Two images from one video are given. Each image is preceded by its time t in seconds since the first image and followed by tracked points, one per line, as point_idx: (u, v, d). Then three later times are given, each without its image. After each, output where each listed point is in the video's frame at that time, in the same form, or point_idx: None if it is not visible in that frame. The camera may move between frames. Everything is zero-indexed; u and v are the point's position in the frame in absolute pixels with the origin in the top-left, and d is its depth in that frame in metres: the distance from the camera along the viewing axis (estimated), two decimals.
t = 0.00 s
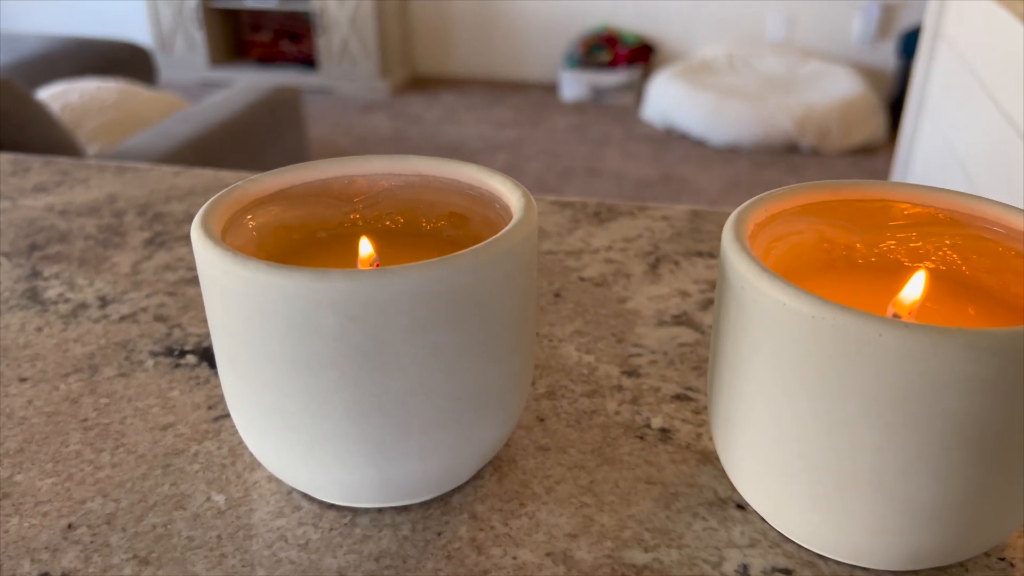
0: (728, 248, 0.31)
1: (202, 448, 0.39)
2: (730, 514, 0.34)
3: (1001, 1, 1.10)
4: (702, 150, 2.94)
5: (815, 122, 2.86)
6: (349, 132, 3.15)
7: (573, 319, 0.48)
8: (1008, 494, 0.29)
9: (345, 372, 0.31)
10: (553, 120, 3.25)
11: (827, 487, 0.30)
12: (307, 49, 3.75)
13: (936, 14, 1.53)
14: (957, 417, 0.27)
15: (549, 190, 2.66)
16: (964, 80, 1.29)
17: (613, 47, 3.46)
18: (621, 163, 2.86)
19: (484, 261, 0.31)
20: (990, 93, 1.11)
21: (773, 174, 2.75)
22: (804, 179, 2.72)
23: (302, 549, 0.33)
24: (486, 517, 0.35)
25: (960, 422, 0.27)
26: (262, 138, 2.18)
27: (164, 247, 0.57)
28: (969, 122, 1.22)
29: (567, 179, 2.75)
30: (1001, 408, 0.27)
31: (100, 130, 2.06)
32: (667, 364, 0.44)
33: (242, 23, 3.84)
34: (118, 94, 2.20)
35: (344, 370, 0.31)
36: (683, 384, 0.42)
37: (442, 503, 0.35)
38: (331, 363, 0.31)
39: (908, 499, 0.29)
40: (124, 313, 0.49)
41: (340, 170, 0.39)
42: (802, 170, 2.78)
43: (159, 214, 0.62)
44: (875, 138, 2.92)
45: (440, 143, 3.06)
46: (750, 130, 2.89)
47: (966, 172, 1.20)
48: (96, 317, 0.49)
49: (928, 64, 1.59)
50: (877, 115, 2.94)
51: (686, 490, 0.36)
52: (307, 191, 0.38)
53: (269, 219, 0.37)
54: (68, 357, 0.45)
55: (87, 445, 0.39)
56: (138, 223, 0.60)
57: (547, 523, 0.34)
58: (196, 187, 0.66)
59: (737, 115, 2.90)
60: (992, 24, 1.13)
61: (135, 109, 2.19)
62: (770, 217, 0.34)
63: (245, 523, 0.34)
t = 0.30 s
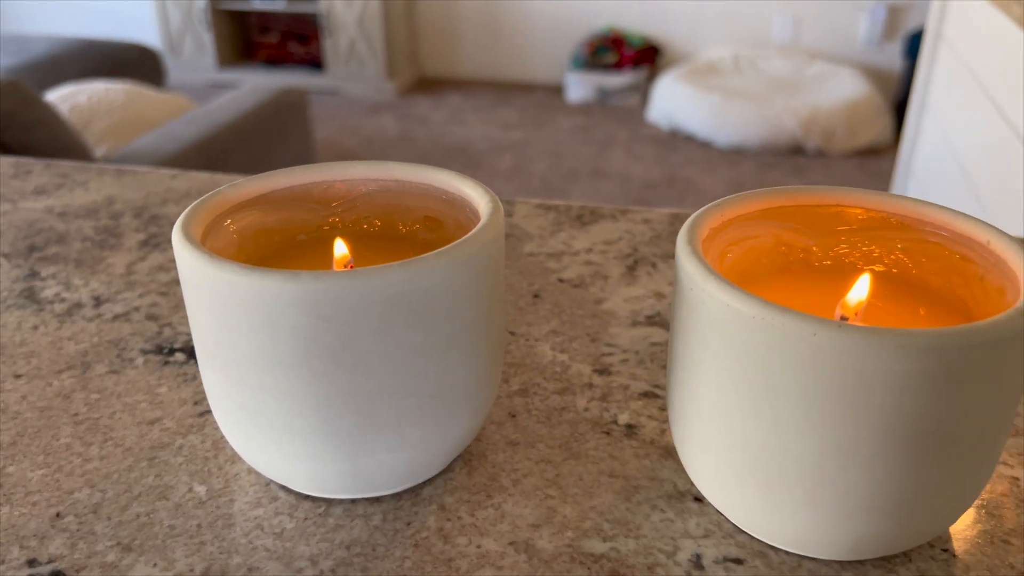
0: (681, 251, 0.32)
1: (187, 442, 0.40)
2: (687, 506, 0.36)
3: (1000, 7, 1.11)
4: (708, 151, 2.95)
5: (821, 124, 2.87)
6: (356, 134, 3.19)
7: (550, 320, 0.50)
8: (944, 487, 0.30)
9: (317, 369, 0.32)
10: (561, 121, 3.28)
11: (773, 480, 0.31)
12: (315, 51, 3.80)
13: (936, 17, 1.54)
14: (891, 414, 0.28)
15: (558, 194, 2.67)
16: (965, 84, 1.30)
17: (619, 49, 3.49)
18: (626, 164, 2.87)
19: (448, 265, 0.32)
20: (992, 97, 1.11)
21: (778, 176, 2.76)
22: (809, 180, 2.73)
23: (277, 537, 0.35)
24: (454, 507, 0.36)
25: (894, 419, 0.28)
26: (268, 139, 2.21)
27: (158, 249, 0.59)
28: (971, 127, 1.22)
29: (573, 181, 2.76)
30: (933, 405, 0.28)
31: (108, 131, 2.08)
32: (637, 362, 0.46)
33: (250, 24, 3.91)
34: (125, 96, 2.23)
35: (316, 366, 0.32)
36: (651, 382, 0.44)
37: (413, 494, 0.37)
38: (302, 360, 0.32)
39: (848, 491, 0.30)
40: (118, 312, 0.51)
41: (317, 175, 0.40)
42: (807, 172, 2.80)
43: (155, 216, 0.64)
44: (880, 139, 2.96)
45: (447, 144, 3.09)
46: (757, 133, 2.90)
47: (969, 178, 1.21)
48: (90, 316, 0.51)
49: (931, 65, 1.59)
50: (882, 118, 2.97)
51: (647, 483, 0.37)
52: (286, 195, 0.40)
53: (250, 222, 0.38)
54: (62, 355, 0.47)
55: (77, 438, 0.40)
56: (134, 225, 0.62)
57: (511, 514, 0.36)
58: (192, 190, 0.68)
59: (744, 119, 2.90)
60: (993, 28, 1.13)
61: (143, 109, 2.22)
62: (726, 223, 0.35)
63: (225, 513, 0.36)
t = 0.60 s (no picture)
0: (641, 259, 0.34)
1: (173, 440, 0.42)
2: (652, 504, 0.37)
3: (1000, 8, 1.13)
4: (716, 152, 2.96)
5: (828, 125, 2.87)
6: (364, 134, 3.21)
7: (531, 322, 0.51)
8: (890, 487, 0.31)
9: (292, 370, 0.34)
10: (568, 122, 3.30)
11: (728, 479, 0.32)
12: (324, 52, 3.84)
13: (940, 20, 1.55)
14: (834, 416, 0.29)
15: (564, 195, 2.68)
16: (967, 85, 1.31)
17: (627, 50, 3.47)
18: (633, 165, 2.88)
19: (417, 272, 0.34)
20: (993, 99, 1.12)
21: (785, 177, 2.77)
22: (816, 181, 2.73)
23: (256, 531, 0.36)
24: (426, 504, 0.38)
25: (838, 420, 0.29)
26: (276, 140, 2.23)
27: (152, 252, 0.60)
28: (973, 129, 1.23)
29: (579, 182, 2.77)
30: (874, 407, 0.29)
31: (117, 132, 2.11)
32: (612, 365, 0.47)
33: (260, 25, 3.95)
34: (135, 97, 2.26)
35: (290, 368, 0.34)
36: (625, 384, 0.45)
37: (388, 492, 0.38)
38: (277, 361, 0.34)
39: (798, 490, 0.31)
40: (112, 314, 0.53)
41: (300, 183, 0.41)
42: (815, 173, 2.80)
43: (152, 220, 0.65)
44: (888, 140, 2.97)
45: (454, 145, 3.10)
46: (764, 134, 2.90)
47: (972, 180, 1.21)
48: (86, 317, 0.52)
49: (935, 66, 1.58)
50: (890, 119, 2.97)
51: (615, 482, 0.38)
52: (269, 203, 0.41)
53: (232, 229, 0.40)
54: (58, 355, 0.48)
55: (68, 436, 0.42)
56: (132, 228, 0.64)
57: (481, 511, 0.37)
58: (189, 194, 0.70)
59: (751, 120, 2.90)
60: (994, 31, 1.14)
61: (152, 110, 2.24)
62: (689, 231, 0.36)
63: (207, 507, 0.38)
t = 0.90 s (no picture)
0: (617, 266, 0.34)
1: (164, 441, 0.43)
2: (629, 506, 0.38)
3: (1005, 11, 1.13)
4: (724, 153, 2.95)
5: (837, 126, 2.87)
6: (373, 135, 3.22)
7: (519, 326, 0.52)
8: (857, 490, 0.32)
9: (275, 373, 0.35)
10: (577, 123, 3.30)
11: (699, 483, 0.33)
12: (334, 53, 3.86)
13: (948, 22, 1.55)
14: (800, 421, 0.30)
15: (572, 196, 2.68)
16: (973, 88, 1.31)
17: (636, 51, 3.48)
18: (641, 166, 2.88)
19: (398, 278, 0.34)
20: (999, 101, 1.12)
21: (793, 178, 2.76)
22: (825, 183, 2.73)
23: (242, 530, 0.37)
24: (409, 504, 0.38)
25: (805, 425, 0.30)
26: (285, 141, 2.25)
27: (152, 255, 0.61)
28: (979, 131, 1.23)
29: (587, 183, 2.78)
30: (839, 413, 0.30)
31: (128, 132, 2.13)
32: (597, 369, 0.48)
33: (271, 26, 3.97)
34: (145, 98, 2.28)
35: (274, 371, 0.35)
36: (608, 388, 0.46)
37: (372, 493, 0.39)
38: (261, 365, 0.34)
39: (768, 493, 0.32)
40: (109, 316, 0.54)
41: (289, 189, 0.42)
42: (824, 174, 2.79)
43: (152, 223, 0.66)
44: (898, 141, 2.96)
45: (463, 146, 3.12)
46: (773, 135, 2.90)
47: (978, 182, 1.21)
48: (84, 319, 0.53)
49: (943, 68, 1.58)
50: (899, 120, 2.96)
51: (594, 484, 0.39)
52: (258, 210, 0.42)
53: (221, 235, 0.41)
54: (55, 356, 0.50)
55: (63, 436, 0.43)
56: (132, 232, 0.65)
57: (462, 512, 0.38)
58: (189, 197, 0.71)
59: (760, 122, 2.90)
60: (999, 34, 1.14)
61: (162, 110, 2.26)
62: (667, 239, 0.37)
63: (195, 507, 0.39)
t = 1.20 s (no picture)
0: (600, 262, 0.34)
1: (154, 435, 0.43)
2: (615, 503, 0.38)
3: (1014, 11, 1.12)
4: (733, 153, 2.94)
5: (848, 127, 2.85)
6: (383, 135, 3.23)
7: (512, 324, 0.52)
8: (840, 489, 0.32)
9: (257, 368, 0.35)
10: (586, 124, 3.30)
11: (681, 481, 0.33)
12: (344, 52, 3.87)
13: (958, 22, 1.54)
14: (781, 419, 0.30)
15: (580, 196, 2.68)
16: (983, 88, 1.30)
17: (646, 51, 3.47)
18: (650, 166, 2.87)
19: (380, 273, 0.34)
20: (1008, 101, 1.11)
21: (803, 179, 2.75)
22: (835, 183, 2.72)
23: (227, 525, 0.37)
24: (394, 501, 0.38)
25: (785, 422, 0.30)
26: (294, 140, 2.25)
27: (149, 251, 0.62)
28: (989, 131, 1.22)
29: (596, 183, 2.78)
30: (819, 411, 0.30)
31: (139, 131, 2.14)
32: (587, 366, 0.48)
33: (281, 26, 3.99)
34: (156, 97, 2.29)
35: (256, 366, 0.35)
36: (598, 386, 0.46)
37: (357, 489, 0.39)
38: (244, 360, 0.34)
39: (751, 492, 0.32)
40: (104, 312, 0.54)
41: (278, 186, 0.42)
42: (833, 175, 2.78)
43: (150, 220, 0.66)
44: (908, 142, 2.94)
45: (472, 146, 3.12)
46: (783, 136, 2.89)
47: (987, 182, 1.20)
48: (80, 315, 0.54)
49: (953, 68, 1.57)
50: (910, 121, 2.95)
51: (581, 481, 0.39)
52: (248, 206, 0.42)
53: (210, 231, 0.41)
54: (49, 351, 0.50)
55: (53, 431, 0.43)
56: (130, 228, 0.65)
57: (448, 508, 0.38)
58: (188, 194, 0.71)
59: (769, 122, 2.89)
60: (1008, 34, 1.14)
61: (172, 110, 2.27)
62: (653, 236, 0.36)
63: (182, 501, 0.39)
